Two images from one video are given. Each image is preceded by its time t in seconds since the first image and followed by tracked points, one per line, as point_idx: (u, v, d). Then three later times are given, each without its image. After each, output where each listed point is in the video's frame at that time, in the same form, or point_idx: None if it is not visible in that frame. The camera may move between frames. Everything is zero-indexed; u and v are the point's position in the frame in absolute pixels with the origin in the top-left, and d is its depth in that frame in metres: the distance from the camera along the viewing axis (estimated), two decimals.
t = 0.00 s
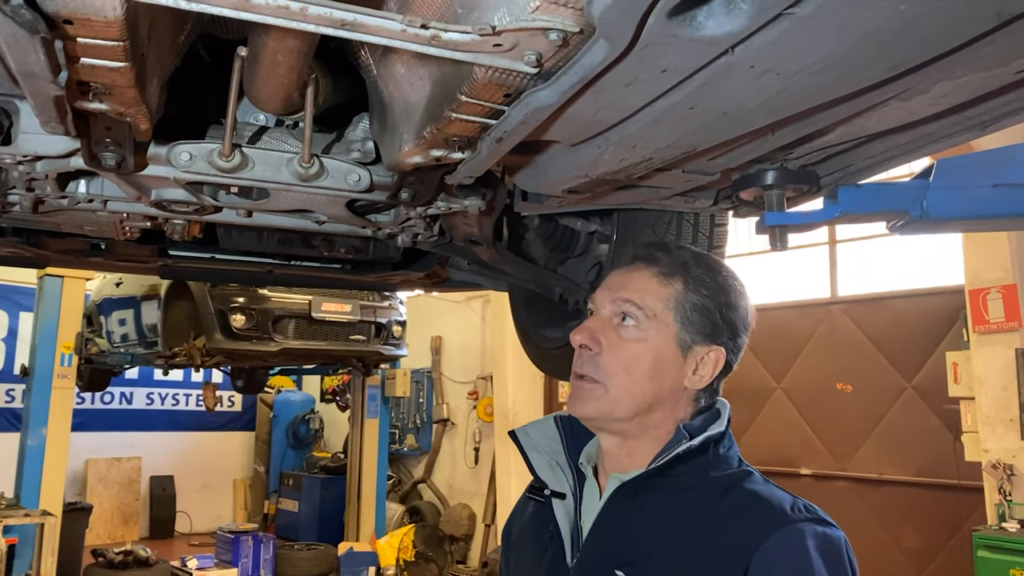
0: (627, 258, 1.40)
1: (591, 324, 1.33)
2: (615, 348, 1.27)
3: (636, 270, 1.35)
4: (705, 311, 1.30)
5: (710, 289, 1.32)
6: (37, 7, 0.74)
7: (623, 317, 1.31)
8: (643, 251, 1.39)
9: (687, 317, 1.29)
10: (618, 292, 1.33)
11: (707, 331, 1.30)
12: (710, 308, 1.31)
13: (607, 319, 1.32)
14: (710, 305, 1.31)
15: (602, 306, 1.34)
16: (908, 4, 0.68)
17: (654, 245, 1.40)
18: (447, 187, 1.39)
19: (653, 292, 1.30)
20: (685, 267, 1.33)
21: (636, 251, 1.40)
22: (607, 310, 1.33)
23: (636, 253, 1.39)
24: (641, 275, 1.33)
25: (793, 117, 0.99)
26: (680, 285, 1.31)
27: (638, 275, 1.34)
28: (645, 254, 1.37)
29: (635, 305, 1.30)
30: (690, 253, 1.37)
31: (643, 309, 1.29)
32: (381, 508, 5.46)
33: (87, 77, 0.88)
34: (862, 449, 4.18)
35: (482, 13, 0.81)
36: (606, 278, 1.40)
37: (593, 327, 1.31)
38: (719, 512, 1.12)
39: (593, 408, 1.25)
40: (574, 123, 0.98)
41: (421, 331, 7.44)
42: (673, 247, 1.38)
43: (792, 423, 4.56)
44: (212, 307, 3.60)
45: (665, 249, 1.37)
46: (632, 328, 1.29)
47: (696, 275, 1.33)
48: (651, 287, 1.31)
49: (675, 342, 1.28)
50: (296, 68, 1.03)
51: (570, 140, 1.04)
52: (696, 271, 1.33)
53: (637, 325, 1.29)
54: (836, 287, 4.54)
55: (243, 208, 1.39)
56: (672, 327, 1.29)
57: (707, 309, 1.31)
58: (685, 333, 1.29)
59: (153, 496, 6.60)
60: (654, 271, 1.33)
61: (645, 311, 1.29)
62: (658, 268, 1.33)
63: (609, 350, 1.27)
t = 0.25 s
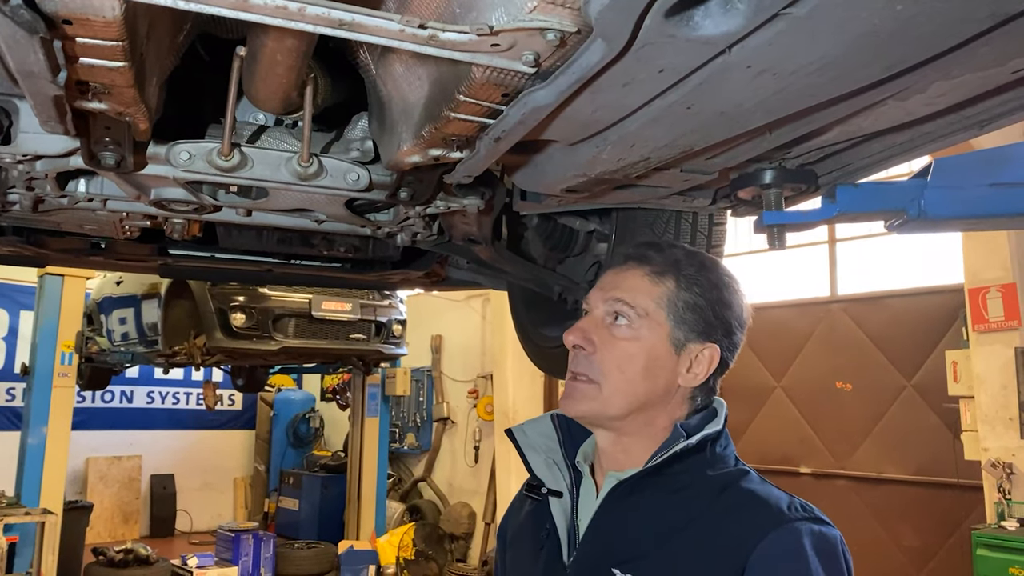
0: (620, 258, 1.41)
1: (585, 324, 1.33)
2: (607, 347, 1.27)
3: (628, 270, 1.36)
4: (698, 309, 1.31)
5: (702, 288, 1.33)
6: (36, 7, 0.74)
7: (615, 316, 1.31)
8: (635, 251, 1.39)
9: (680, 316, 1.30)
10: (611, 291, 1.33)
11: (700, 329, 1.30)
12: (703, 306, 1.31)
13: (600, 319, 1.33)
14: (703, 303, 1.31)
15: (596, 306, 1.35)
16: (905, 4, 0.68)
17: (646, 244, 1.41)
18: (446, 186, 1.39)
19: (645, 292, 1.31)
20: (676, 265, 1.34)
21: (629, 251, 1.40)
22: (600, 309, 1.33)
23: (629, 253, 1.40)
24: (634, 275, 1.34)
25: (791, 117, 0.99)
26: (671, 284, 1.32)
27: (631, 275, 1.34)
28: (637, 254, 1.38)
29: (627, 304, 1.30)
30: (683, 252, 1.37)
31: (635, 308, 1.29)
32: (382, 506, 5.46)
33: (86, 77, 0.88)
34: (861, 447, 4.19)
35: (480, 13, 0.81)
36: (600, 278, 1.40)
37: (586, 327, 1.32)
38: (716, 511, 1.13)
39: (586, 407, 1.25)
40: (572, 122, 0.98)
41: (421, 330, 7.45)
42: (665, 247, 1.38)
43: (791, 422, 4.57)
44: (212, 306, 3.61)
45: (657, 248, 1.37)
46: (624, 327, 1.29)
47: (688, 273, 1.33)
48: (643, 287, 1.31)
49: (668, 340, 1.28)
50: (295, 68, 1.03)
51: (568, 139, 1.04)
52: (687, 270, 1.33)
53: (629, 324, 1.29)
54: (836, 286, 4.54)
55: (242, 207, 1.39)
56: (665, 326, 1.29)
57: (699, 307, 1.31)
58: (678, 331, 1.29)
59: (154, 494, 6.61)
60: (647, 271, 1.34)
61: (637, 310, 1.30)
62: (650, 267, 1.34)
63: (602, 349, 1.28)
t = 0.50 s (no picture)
0: (615, 257, 1.41)
1: (581, 322, 1.34)
2: (603, 345, 1.28)
3: (623, 270, 1.36)
4: (693, 308, 1.31)
5: (697, 287, 1.32)
6: (35, 12, 0.74)
7: (611, 315, 1.32)
8: (631, 251, 1.39)
9: (675, 315, 1.30)
10: (606, 289, 1.34)
11: (695, 328, 1.30)
12: (699, 305, 1.31)
13: (596, 317, 1.33)
14: (698, 303, 1.31)
15: (591, 304, 1.35)
16: (899, 7, 0.68)
17: (641, 244, 1.41)
18: (444, 187, 1.39)
19: (640, 290, 1.31)
20: (671, 264, 1.34)
21: (625, 251, 1.40)
22: (595, 307, 1.34)
23: (624, 253, 1.40)
24: (630, 274, 1.34)
25: (788, 118, 1.00)
26: (666, 282, 1.32)
27: (626, 275, 1.34)
28: (633, 253, 1.38)
29: (622, 303, 1.30)
30: (679, 251, 1.37)
31: (630, 307, 1.30)
32: (382, 504, 5.47)
33: (85, 80, 0.88)
34: (861, 446, 4.20)
35: (477, 16, 0.81)
36: (596, 277, 1.40)
37: (581, 325, 1.32)
38: (713, 510, 1.13)
39: (585, 406, 1.25)
40: (569, 124, 0.98)
41: (422, 328, 7.46)
42: (660, 246, 1.38)
43: (791, 421, 4.57)
44: (213, 305, 3.62)
45: (652, 248, 1.37)
46: (619, 325, 1.29)
47: (683, 273, 1.33)
48: (638, 286, 1.32)
49: (663, 338, 1.28)
50: (293, 71, 1.03)
51: (565, 141, 1.05)
52: (683, 269, 1.33)
53: (624, 322, 1.29)
54: (836, 285, 4.55)
55: (241, 208, 1.40)
56: (660, 324, 1.29)
57: (694, 306, 1.31)
58: (674, 330, 1.29)
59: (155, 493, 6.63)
60: (643, 270, 1.34)
61: (632, 308, 1.30)
62: (645, 266, 1.34)
63: (598, 347, 1.28)
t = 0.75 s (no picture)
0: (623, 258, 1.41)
1: (585, 320, 1.35)
2: (604, 343, 1.28)
3: (629, 270, 1.36)
4: (697, 308, 1.29)
5: (702, 287, 1.31)
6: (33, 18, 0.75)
7: (615, 313, 1.32)
8: (638, 252, 1.40)
9: (678, 314, 1.29)
10: (613, 288, 1.34)
11: (699, 329, 1.29)
12: (702, 306, 1.29)
13: (600, 315, 1.33)
14: (703, 303, 1.30)
15: (596, 303, 1.36)
16: (891, 13, 0.69)
17: (650, 246, 1.41)
18: (442, 189, 1.40)
19: (644, 289, 1.31)
20: (676, 264, 1.33)
21: (632, 253, 1.40)
22: (599, 306, 1.34)
23: (632, 254, 1.40)
24: (636, 273, 1.34)
25: (783, 121, 1.00)
26: (670, 282, 1.31)
27: (632, 274, 1.35)
28: (640, 255, 1.38)
29: (625, 300, 1.31)
30: (686, 253, 1.36)
31: (633, 304, 1.30)
32: (383, 504, 5.48)
33: (83, 84, 0.88)
34: (862, 445, 4.20)
35: (472, 21, 0.82)
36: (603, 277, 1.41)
37: (584, 323, 1.33)
38: (712, 512, 1.14)
39: (585, 404, 1.26)
40: (566, 127, 0.98)
41: (423, 328, 7.47)
42: (667, 248, 1.38)
43: (792, 420, 4.57)
44: (215, 304, 3.63)
45: (660, 249, 1.38)
46: (621, 323, 1.30)
47: (688, 273, 1.32)
48: (643, 285, 1.31)
49: (665, 337, 1.28)
50: (290, 74, 1.04)
51: (562, 143, 1.05)
52: (688, 269, 1.32)
53: (627, 319, 1.30)
54: (837, 285, 4.55)
55: (241, 209, 1.41)
56: (662, 323, 1.29)
57: (698, 306, 1.30)
58: (676, 329, 1.28)
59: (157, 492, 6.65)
60: (649, 270, 1.34)
61: (635, 306, 1.30)
62: (650, 266, 1.34)
63: (599, 345, 1.28)
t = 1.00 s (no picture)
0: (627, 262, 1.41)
1: (586, 323, 1.35)
2: (604, 346, 1.28)
3: (631, 274, 1.36)
4: (698, 312, 1.29)
5: (703, 291, 1.30)
6: (27, 28, 0.75)
7: (615, 316, 1.32)
8: (641, 257, 1.40)
9: (678, 318, 1.29)
10: (614, 291, 1.34)
11: (700, 333, 1.29)
12: (703, 310, 1.29)
13: (600, 318, 1.33)
14: (704, 307, 1.29)
15: (597, 305, 1.35)
16: (879, 22, 0.69)
17: (653, 250, 1.40)
18: (438, 193, 1.40)
19: (645, 292, 1.31)
20: (677, 269, 1.33)
21: (635, 258, 1.40)
22: (600, 309, 1.34)
23: (635, 258, 1.40)
24: (638, 277, 1.34)
25: (776, 128, 1.00)
26: (671, 286, 1.31)
27: (635, 278, 1.34)
28: (644, 259, 1.38)
29: (626, 304, 1.31)
30: (689, 256, 1.36)
31: (634, 308, 1.29)
32: (384, 503, 5.49)
33: (78, 92, 0.89)
34: (862, 446, 4.21)
35: (463, 29, 0.82)
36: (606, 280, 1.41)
37: (584, 326, 1.33)
38: (711, 519, 1.14)
39: (583, 405, 1.27)
40: (559, 133, 0.98)
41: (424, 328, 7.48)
42: (670, 251, 1.38)
43: (792, 420, 4.58)
44: (215, 305, 3.64)
45: (662, 253, 1.37)
46: (621, 326, 1.30)
47: (689, 277, 1.31)
48: (645, 289, 1.31)
49: (665, 342, 1.28)
50: (284, 81, 1.04)
51: (556, 149, 1.05)
52: (689, 273, 1.32)
53: (627, 323, 1.30)
54: (837, 285, 4.56)
55: (237, 213, 1.41)
56: (662, 327, 1.29)
57: (699, 310, 1.29)
58: (676, 334, 1.28)
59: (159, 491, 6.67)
60: (651, 274, 1.33)
61: (635, 309, 1.30)
62: (651, 270, 1.34)
63: (599, 348, 1.29)
